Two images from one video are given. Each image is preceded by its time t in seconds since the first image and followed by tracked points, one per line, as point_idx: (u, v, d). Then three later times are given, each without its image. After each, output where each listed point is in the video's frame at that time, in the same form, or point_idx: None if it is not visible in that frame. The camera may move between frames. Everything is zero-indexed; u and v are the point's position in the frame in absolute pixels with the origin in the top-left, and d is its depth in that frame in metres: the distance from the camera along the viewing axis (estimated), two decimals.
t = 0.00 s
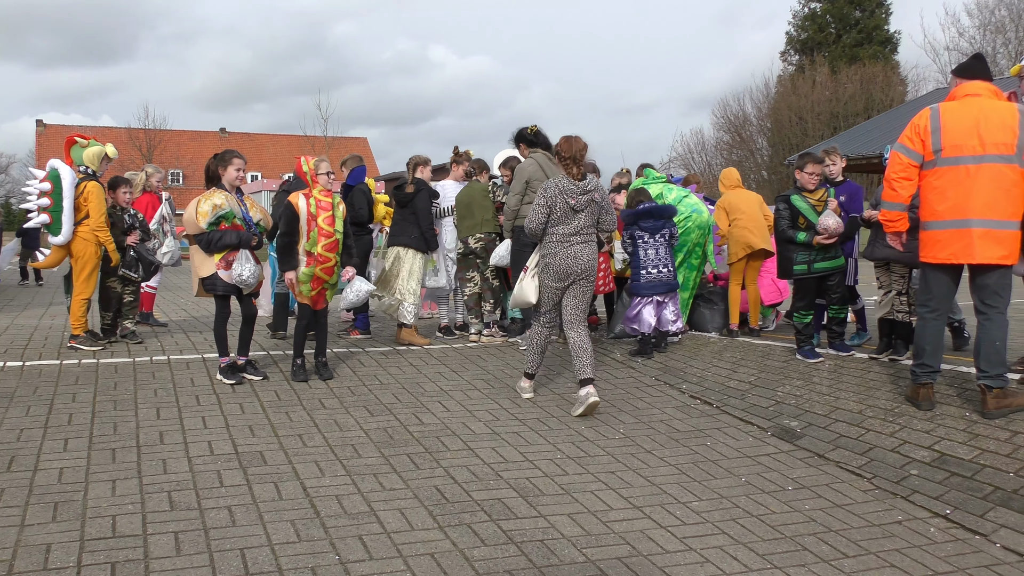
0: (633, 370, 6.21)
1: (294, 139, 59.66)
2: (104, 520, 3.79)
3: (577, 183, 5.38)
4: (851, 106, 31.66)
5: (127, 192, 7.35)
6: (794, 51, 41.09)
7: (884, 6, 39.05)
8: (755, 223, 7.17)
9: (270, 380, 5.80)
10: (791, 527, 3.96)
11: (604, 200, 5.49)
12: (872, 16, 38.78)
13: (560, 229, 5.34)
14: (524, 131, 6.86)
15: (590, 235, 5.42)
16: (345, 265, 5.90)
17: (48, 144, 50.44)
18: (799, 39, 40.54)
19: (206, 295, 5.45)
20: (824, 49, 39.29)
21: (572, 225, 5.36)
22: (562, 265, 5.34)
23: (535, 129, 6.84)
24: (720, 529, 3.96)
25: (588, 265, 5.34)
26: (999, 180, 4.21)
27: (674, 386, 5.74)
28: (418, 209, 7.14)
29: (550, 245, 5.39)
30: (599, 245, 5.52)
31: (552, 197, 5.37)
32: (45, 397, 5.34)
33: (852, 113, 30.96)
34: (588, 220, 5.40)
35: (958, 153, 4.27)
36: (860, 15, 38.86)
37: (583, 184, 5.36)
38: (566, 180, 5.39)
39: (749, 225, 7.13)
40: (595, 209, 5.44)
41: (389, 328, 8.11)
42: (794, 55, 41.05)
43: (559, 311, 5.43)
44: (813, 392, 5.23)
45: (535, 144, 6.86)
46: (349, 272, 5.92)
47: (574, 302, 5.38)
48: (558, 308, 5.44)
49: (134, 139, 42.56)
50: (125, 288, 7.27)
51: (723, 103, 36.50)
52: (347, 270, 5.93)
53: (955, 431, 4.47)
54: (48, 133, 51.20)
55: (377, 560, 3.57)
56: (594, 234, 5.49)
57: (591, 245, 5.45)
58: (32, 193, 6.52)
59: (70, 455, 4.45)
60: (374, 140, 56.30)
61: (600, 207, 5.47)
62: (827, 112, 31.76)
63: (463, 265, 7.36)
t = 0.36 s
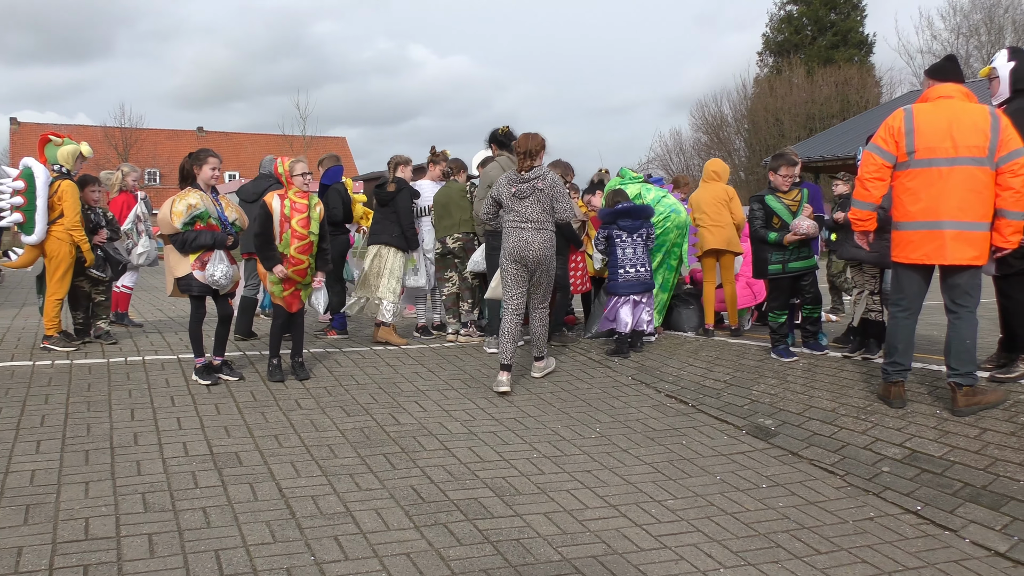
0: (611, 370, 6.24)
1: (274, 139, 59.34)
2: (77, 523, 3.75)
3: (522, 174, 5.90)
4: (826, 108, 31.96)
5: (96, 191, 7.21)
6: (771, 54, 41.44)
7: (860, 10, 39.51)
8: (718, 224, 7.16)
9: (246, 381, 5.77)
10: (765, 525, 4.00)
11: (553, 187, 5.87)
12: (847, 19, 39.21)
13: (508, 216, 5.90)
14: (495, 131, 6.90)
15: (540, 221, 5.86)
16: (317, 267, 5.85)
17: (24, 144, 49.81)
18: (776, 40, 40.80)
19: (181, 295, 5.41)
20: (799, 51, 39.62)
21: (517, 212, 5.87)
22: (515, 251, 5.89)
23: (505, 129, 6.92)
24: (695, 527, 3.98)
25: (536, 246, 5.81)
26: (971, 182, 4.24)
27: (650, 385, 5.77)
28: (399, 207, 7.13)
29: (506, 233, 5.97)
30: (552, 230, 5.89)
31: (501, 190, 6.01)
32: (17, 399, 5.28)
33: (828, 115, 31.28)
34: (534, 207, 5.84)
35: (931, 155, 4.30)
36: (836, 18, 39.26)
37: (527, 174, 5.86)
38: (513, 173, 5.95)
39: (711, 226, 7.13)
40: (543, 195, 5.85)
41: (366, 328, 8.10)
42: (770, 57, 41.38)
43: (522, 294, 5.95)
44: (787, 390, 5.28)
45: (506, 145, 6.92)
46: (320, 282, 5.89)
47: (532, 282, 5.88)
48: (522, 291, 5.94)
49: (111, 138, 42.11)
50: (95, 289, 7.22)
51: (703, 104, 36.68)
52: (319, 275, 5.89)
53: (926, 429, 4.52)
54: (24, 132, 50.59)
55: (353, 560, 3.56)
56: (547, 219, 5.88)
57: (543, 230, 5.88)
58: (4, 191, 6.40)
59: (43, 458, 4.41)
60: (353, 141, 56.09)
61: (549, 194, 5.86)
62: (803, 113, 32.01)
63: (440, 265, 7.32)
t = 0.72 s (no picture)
0: (584, 369, 6.27)
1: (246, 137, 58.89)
2: (42, 527, 3.71)
3: (508, 171, 6.32)
4: (796, 109, 32.85)
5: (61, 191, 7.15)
6: (740, 55, 41.86)
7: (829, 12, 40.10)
8: (694, 224, 7.15)
9: (216, 382, 5.73)
10: (734, 522, 4.04)
11: (536, 183, 6.28)
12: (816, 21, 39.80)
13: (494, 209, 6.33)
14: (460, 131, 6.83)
15: (522, 214, 6.28)
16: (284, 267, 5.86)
17: None
18: (747, 42, 41.16)
19: (150, 295, 5.36)
20: (769, 53, 40.01)
21: (502, 206, 6.30)
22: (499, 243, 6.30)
23: (468, 129, 6.80)
24: (665, 525, 4.02)
25: (517, 239, 6.22)
26: (935, 183, 4.31)
27: (621, 384, 5.81)
28: (375, 207, 7.12)
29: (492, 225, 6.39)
30: (534, 224, 6.30)
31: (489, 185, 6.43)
32: None
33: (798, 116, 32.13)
34: (516, 201, 6.27)
35: (896, 156, 4.37)
36: (805, 20, 39.78)
37: (513, 171, 6.28)
38: (501, 169, 6.37)
39: (689, 225, 7.13)
40: (526, 191, 6.26)
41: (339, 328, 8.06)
42: (740, 58, 41.80)
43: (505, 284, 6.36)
44: (756, 389, 5.34)
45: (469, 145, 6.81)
46: (291, 280, 5.95)
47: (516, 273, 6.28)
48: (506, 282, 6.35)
49: (79, 136, 41.48)
50: (60, 289, 7.13)
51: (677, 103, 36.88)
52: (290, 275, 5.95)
53: (891, 426, 4.60)
54: None
55: (323, 562, 3.55)
56: (530, 213, 6.31)
57: (525, 224, 6.29)
58: None
59: (7, 461, 4.34)
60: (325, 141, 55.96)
61: (532, 190, 6.29)
62: (775, 115, 32.85)
63: (413, 265, 7.35)
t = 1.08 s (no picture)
0: (554, 368, 6.28)
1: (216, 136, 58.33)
2: (3, 531, 3.65)
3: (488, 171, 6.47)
4: (763, 110, 33.41)
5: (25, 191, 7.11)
6: (709, 57, 42.24)
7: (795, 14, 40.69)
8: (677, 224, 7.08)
9: (183, 383, 5.68)
10: (700, 519, 4.08)
11: (514, 184, 6.41)
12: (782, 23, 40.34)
13: (472, 208, 6.50)
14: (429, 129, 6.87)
15: (497, 213, 6.43)
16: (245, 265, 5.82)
17: None
18: (715, 44, 41.53)
19: (114, 296, 5.30)
20: (736, 54, 40.39)
21: (479, 205, 6.46)
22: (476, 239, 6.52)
23: (436, 127, 6.84)
24: (632, 523, 4.04)
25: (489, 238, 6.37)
26: (897, 184, 4.37)
27: (590, 383, 5.83)
28: (351, 207, 7.11)
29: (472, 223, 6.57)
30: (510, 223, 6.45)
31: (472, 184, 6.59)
32: None
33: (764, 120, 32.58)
34: (493, 201, 6.41)
35: (859, 157, 4.43)
36: (772, 22, 40.30)
37: (491, 171, 6.42)
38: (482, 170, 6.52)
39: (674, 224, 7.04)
40: (503, 191, 6.40)
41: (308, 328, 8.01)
42: (709, 59, 42.18)
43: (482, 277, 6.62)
44: (723, 387, 5.39)
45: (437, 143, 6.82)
46: (246, 273, 5.72)
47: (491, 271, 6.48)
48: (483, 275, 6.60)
49: (45, 134, 40.77)
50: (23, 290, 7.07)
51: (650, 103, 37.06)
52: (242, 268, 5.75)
53: (855, 423, 4.67)
54: None
55: (290, 563, 3.53)
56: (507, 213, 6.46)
57: (502, 223, 6.46)
58: None
59: None
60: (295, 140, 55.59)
61: (509, 191, 6.42)
62: (742, 116, 33.20)
63: (382, 263, 7.31)
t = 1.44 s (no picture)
0: (520, 368, 6.29)
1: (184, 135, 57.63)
2: None
3: (470, 166, 6.50)
4: (727, 112, 33.44)
5: None
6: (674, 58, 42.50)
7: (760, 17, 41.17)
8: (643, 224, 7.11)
9: (145, 384, 5.62)
10: (663, 517, 4.11)
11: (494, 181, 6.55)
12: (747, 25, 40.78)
13: (453, 203, 6.51)
14: (404, 129, 6.69)
15: (479, 209, 6.52)
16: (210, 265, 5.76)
17: None
18: (681, 45, 41.71)
19: (73, 297, 5.24)
20: (701, 55, 40.61)
21: (462, 200, 6.50)
22: (456, 234, 6.53)
23: (410, 126, 6.67)
24: (595, 521, 4.06)
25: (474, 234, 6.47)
26: (856, 185, 4.43)
27: (556, 382, 5.85)
28: (319, 207, 7.13)
29: (449, 217, 6.57)
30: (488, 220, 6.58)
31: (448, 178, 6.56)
32: None
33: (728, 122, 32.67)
34: (476, 197, 6.50)
35: (818, 158, 4.48)
36: (737, 24, 40.71)
37: (474, 167, 6.46)
38: (461, 164, 6.53)
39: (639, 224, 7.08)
40: (485, 187, 6.51)
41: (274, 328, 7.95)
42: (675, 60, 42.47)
43: (459, 272, 6.64)
44: (687, 386, 5.43)
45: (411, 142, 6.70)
46: (207, 270, 5.63)
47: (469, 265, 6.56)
48: (459, 269, 6.63)
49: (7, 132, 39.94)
50: None
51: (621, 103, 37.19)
52: (205, 265, 5.67)
53: (815, 420, 4.73)
54: None
55: (252, 565, 3.50)
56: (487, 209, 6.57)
57: (482, 218, 6.55)
58: None
59: None
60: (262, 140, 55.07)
61: (490, 187, 6.54)
62: (708, 116, 33.41)
63: (348, 263, 7.27)
